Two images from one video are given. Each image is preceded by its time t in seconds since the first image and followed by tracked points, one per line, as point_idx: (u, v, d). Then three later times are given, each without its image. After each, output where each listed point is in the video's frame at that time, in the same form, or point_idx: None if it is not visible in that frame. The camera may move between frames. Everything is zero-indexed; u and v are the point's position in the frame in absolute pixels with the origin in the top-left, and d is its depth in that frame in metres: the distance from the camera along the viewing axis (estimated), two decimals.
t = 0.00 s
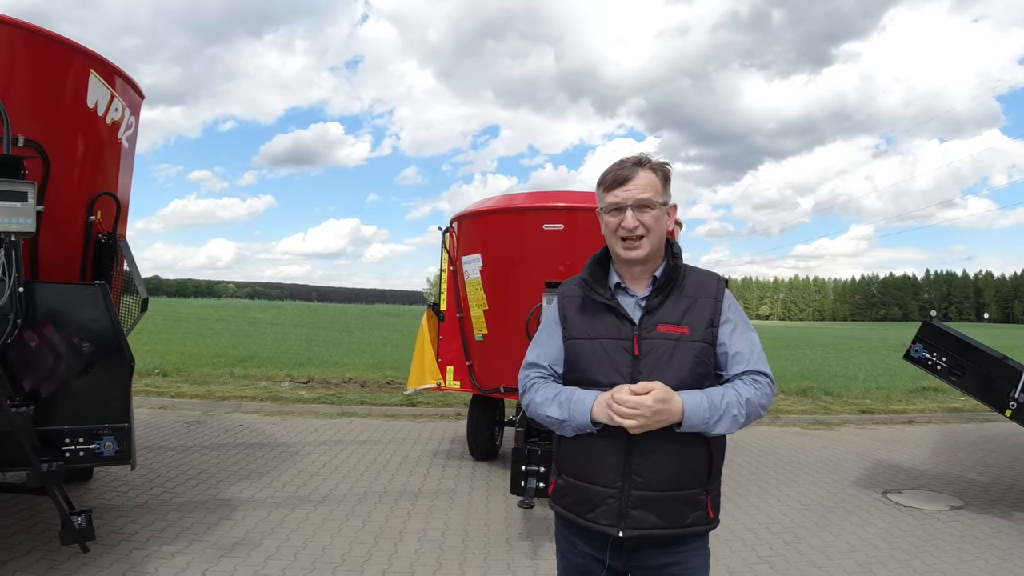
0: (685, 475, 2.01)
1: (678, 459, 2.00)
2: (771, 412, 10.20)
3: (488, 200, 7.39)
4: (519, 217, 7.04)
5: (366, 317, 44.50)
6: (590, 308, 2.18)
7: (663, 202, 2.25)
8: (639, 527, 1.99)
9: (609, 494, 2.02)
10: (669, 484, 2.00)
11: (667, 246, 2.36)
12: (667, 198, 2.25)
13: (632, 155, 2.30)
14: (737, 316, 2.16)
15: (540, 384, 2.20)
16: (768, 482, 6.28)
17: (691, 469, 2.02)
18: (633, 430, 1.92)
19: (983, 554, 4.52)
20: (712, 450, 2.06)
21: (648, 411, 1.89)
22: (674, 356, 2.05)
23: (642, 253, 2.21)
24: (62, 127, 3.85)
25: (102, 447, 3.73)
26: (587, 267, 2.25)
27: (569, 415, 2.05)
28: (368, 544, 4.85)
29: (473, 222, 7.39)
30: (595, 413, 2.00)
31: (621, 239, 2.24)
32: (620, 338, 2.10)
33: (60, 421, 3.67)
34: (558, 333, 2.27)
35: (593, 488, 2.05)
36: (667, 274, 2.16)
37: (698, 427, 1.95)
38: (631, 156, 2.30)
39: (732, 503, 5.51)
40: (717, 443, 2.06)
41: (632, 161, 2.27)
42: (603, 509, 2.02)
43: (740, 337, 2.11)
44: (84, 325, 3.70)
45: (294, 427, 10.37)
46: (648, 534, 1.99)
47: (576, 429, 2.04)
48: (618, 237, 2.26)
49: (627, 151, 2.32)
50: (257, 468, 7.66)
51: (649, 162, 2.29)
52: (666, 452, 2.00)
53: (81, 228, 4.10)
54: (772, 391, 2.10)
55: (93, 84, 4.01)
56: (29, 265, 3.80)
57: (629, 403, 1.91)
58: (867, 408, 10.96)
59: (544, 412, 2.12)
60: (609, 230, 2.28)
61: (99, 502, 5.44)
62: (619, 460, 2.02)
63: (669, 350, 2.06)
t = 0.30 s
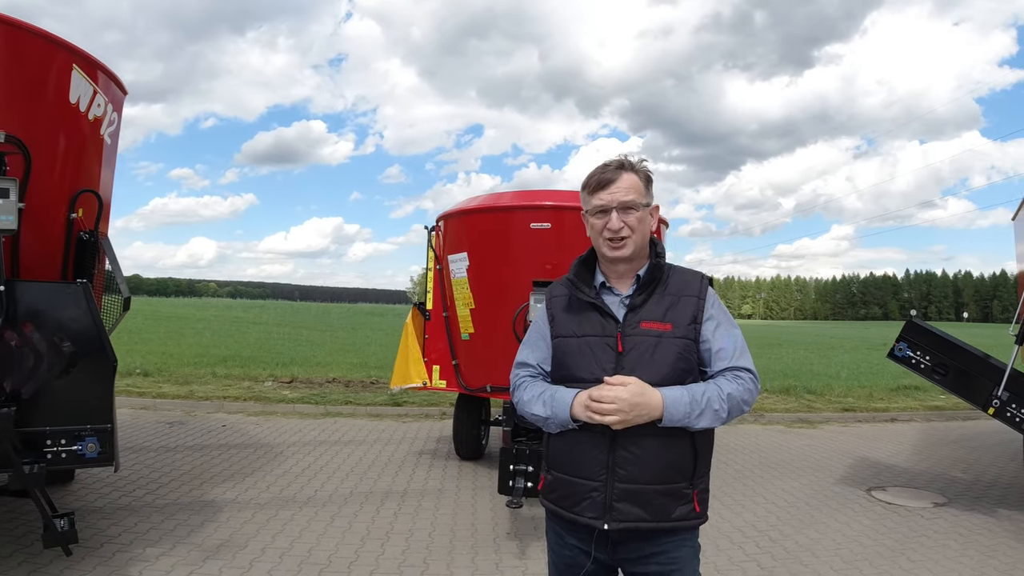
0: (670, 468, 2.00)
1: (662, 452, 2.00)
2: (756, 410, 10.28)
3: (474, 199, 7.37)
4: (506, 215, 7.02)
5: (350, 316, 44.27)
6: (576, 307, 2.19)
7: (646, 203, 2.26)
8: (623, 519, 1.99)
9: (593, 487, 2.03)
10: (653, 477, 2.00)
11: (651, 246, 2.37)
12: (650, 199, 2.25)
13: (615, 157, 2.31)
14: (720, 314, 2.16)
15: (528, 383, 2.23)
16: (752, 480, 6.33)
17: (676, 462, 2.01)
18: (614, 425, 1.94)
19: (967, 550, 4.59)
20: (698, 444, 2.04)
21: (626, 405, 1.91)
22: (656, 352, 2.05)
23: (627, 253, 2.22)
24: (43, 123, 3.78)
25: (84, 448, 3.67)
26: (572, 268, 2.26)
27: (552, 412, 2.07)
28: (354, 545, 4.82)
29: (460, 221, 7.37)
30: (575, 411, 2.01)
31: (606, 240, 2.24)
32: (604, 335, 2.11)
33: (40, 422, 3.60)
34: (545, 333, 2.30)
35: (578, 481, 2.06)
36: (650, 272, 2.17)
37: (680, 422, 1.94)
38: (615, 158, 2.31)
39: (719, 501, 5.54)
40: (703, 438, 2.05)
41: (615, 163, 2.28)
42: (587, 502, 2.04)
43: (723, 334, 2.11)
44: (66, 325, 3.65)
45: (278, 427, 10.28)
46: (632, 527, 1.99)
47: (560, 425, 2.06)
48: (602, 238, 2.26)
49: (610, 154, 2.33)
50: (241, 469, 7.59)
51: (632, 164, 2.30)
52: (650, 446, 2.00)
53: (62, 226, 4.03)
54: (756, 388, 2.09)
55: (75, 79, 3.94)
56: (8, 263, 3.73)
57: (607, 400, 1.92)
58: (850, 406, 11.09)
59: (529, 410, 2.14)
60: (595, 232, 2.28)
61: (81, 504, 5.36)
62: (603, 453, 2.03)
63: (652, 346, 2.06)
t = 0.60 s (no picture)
0: (666, 468, 2.01)
1: (658, 451, 2.01)
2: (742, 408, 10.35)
3: (461, 198, 7.36)
4: (495, 214, 7.02)
5: (336, 316, 44.04)
6: (575, 304, 2.23)
7: (642, 199, 2.26)
8: (618, 518, 2.01)
9: (589, 485, 2.06)
10: (648, 477, 2.01)
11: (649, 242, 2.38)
12: (647, 195, 2.26)
13: (611, 154, 2.32)
14: (720, 309, 2.15)
15: (529, 381, 2.28)
16: (740, 478, 6.38)
17: (673, 462, 2.01)
18: (610, 422, 1.93)
19: (951, 547, 4.64)
20: (696, 444, 2.04)
21: (618, 396, 1.92)
22: (653, 349, 2.06)
23: (624, 249, 2.23)
24: (26, 120, 3.73)
25: (68, 450, 3.63)
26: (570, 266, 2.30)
27: (547, 410, 2.10)
28: (341, 546, 4.80)
29: (448, 220, 7.35)
30: (568, 409, 2.03)
31: (604, 237, 2.25)
32: (602, 332, 2.13)
33: (22, 423, 3.54)
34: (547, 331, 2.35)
35: (574, 479, 2.09)
36: (647, 269, 2.18)
37: (675, 415, 1.93)
38: (611, 154, 2.32)
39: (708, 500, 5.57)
40: (702, 438, 2.05)
41: (612, 160, 2.29)
42: (583, 500, 2.06)
43: (723, 329, 2.10)
44: (50, 324, 3.61)
45: (264, 427, 10.21)
46: (628, 525, 2.00)
47: (556, 424, 2.09)
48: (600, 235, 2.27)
49: (607, 150, 2.34)
50: (227, 469, 7.53)
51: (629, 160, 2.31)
52: (645, 444, 2.01)
53: (45, 224, 3.97)
54: (758, 382, 2.06)
55: (59, 75, 3.88)
56: None
57: (599, 396, 1.93)
58: (834, 404, 11.19)
59: (527, 408, 2.18)
60: (592, 230, 2.29)
61: (64, 506, 5.29)
62: (598, 452, 2.06)
63: (648, 342, 2.07)
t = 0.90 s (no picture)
0: (681, 472, 2.02)
1: (672, 454, 2.02)
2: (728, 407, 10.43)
3: (450, 196, 7.34)
4: (484, 213, 7.00)
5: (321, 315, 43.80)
6: (589, 302, 2.23)
7: (660, 196, 2.27)
8: (632, 522, 2.02)
9: (601, 488, 2.07)
10: (662, 480, 2.02)
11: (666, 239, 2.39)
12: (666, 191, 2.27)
13: (631, 148, 2.33)
14: (738, 309, 2.15)
15: (538, 377, 2.28)
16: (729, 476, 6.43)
17: (686, 465, 2.02)
18: (622, 413, 1.92)
19: (939, 544, 4.70)
20: (711, 447, 2.05)
21: (635, 387, 1.91)
22: (669, 349, 2.07)
23: (641, 245, 2.24)
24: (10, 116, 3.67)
25: (54, 451, 3.58)
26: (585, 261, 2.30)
27: (558, 406, 2.11)
28: (332, 546, 4.77)
29: (436, 219, 7.33)
30: (580, 404, 2.03)
31: (621, 232, 2.27)
32: (616, 331, 2.14)
33: (6, 425, 3.49)
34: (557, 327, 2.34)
35: (587, 482, 2.10)
36: (663, 266, 2.18)
37: (687, 414, 1.94)
38: (631, 149, 2.33)
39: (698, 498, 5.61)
40: (717, 441, 2.06)
41: (632, 154, 2.30)
42: (596, 504, 2.07)
43: (740, 330, 2.10)
44: (33, 323, 3.55)
45: (249, 427, 10.12)
46: (641, 530, 2.01)
47: (567, 420, 2.09)
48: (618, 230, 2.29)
49: (627, 145, 2.35)
50: (213, 470, 7.47)
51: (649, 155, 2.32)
52: (659, 447, 2.02)
53: (30, 222, 3.92)
54: (774, 385, 2.06)
55: (45, 71, 3.83)
56: None
57: (616, 385, 1.92)
58: (818, 402, 11.32)
59: (537, 403, 2.18)
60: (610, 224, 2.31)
61: (48, 508, 5.21)
62: (612, 454, 2.06)
63: (664, 343, 2.08)
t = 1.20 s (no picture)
0: (704, 478, 2.03)
1: (695, 461, 2.03)
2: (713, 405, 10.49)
3: (438, 194, 7.29)
4: (472, 211, 6.98)
5: (304, 313, 43.48)
6: (611, 302, 2.24)
7: (665, 195, 2.23)
8: (653, 529, 2.02)
9: (621, 495, 2.07)
10: (684, 487, 2.03)
11: (690, 237, 2.32)
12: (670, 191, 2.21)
13: (645, 145, 2.30)
14: (764, 313, 2.17)
15: (557, 379, 2.29)
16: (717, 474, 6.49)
17: (709, 472, 2.03)
18: (647, 420, 1.94)
19: (923, 539, 4.77)
20: (735, 453, 2.06)
21: (660, 396, 1.92)
22: (694, 352, 2.08)
23: (640, 247, 2.25)
24: None
25: (38, 453, 3.51)
26: (606, 261, 2.32)
27: (579, 410, 2.12)
28: (321, 547, 4.74)
29: (423, 217, 7.29)
30: (602, 410, 2.04)
31: (624, 233, 2.30)
32: (638, 333, 2.15)
33: None
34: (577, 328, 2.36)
35: (606, 488, 2.10)
36: (687, 267, 2.19)
37: (717, 424, 1.96)
38: (645, 145, 2.30)
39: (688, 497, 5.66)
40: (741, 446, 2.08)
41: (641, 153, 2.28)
42: (616, 510, 2.07)
43: (767, 334, 2.12)
44: (16, 322, 3.51)
45: (233, 427, 10.02)
46: (662, 537, 2.02)
47: (587, 424, 2.11)
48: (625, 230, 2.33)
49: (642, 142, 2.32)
50: (198, 470, 7.38)
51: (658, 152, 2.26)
52: (682, 453, 2.03)
53: (11, 219, 3.85)
54: (801, 392, 2.09)
55: (28, 65, 3.75)
56: None
57: (642, 393, 1.93)
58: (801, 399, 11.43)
59: (557, 407, 2.20)
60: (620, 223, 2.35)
61: (31, 510, 5.12)
62: (634, 459, 2.07)
63: (689, 345, 2.09)
